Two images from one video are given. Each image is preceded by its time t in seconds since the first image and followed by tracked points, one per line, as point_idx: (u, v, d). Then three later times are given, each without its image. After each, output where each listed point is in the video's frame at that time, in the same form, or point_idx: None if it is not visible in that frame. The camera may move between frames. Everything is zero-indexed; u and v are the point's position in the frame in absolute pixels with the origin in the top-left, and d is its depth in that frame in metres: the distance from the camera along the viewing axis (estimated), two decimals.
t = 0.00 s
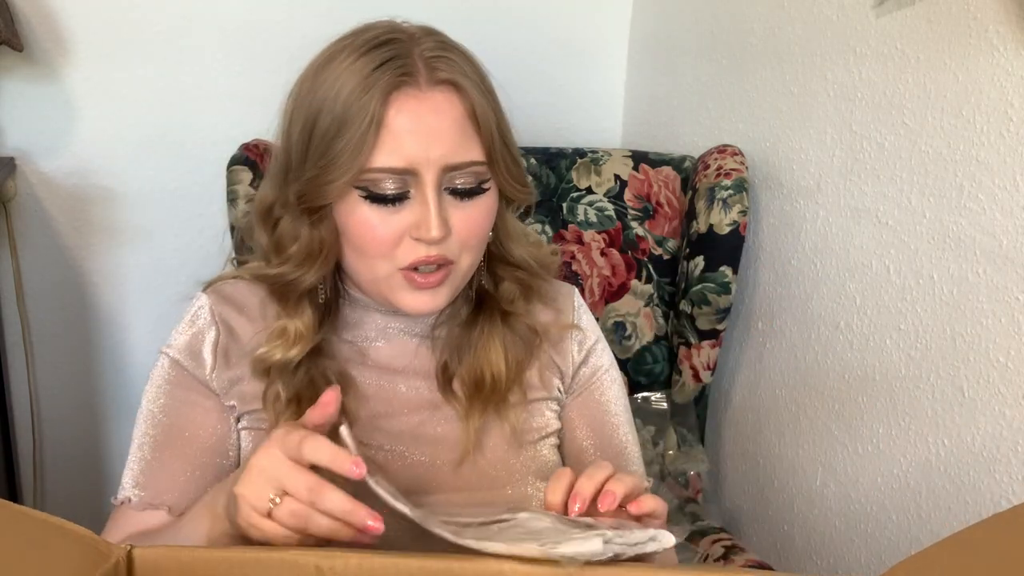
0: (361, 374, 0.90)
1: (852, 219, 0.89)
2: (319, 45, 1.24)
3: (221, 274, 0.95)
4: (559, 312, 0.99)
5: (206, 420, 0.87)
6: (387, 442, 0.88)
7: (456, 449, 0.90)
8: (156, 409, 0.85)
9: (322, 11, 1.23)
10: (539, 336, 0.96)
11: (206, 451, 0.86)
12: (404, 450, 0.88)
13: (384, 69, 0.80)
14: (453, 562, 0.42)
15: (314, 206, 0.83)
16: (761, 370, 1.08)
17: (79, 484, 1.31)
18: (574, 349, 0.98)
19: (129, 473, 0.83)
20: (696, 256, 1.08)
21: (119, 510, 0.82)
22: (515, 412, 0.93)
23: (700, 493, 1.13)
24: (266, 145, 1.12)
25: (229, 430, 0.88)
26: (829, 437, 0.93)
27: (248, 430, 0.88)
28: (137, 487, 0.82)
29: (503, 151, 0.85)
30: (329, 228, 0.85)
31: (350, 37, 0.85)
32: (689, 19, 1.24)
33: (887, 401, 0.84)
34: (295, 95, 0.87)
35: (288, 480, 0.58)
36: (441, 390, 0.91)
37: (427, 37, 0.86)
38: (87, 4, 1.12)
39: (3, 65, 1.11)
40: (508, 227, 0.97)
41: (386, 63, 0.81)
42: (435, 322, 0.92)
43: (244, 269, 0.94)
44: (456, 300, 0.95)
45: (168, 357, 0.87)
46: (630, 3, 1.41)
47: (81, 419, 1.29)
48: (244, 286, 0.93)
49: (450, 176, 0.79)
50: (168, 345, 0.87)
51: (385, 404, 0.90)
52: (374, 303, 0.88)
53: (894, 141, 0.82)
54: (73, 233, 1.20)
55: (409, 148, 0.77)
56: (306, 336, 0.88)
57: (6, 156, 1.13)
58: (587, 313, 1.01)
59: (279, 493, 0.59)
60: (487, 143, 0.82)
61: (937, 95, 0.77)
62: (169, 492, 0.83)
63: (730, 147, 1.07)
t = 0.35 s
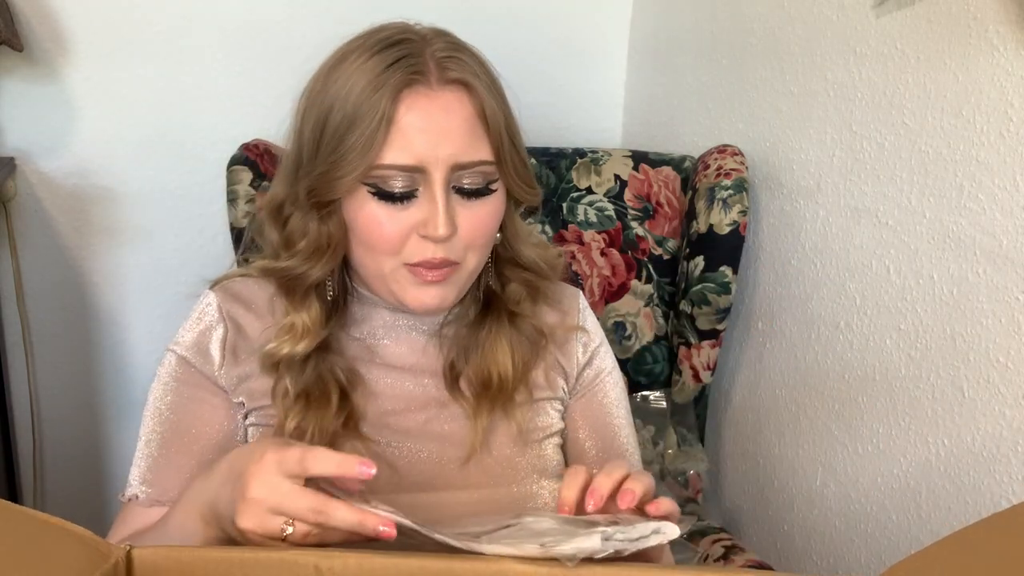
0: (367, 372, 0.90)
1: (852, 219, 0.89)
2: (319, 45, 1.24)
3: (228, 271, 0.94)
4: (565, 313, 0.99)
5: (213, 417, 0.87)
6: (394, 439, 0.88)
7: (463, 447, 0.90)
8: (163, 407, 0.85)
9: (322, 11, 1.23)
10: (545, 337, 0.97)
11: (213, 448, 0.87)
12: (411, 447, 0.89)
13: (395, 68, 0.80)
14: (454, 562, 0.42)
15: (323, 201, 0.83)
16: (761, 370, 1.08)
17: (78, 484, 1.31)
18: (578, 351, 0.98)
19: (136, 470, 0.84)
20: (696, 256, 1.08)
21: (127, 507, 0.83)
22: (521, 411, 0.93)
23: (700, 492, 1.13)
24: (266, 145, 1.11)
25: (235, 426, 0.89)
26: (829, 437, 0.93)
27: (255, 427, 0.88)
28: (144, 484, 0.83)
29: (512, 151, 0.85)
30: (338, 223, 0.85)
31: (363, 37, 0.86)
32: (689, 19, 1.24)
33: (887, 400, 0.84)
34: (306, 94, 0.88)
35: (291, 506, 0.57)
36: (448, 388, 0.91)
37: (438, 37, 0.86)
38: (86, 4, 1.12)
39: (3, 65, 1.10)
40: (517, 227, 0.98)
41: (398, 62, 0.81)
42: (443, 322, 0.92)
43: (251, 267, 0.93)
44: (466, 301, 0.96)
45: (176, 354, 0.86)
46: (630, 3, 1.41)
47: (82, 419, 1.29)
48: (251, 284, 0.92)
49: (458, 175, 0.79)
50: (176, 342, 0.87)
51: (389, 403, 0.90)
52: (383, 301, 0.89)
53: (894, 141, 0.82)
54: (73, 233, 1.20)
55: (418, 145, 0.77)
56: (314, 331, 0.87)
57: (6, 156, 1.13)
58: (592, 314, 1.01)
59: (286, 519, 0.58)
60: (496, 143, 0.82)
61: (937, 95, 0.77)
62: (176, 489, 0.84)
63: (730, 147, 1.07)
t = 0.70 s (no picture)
0: (367, 374, 0.90)
1: (852, 219, 0.89)
2: (319, 45, 1.24)
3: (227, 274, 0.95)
4: (565, 316, 0.99)
5: (211, 420, 0.87)
6: (393, 442, 0.88)
7: (462, 449, 0.90)
8: (162, 410, 0.85)
9: (322, 11, 1.23)
10: (545, 340, 0.96)
11: (211, 452, 0.87)
12: (410, 451, 0.88)
13: (388, 65, 0.80)
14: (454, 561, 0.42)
15: (318, 200, 0.84)
16: (761, 370, 1.08)
17: (79, 484, 1.31)
18: (579, 354, 0.97)
19: (134, 474, 0.84)
20: (696, 256, 1.08)
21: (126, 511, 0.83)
22: (520, 414, 0.93)
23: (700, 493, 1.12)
24: (266, 145, 1.11)
25: (233, 429, 0.89)
26: (829, 437, 0.93)
27: (254, 429, 0.89)
28: (143, 488, 0.83)
29: (507, 148, 0.85)
30: (334, 221, 0.85)
31: (358, 37, 0.86)
32: (689, 19, 1.24)
33: (887, 400, 0.84)
34: (303, 94, 0.88)
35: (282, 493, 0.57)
36: (447, 392, 0.91)
37: (433, 36, 0.86)
38: (87, 4, 1.12)
39: (3, 65, 1.10)
40: (515, 227, 0.97)
41: (390, 59, 0.81)
42: (442, 323, 0.92)
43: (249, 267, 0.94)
44: (465, 302, 0.95)
45: (173, 357, 0.87)
46: (630, 3, 1.41)
47: (82, 419, 1.29)
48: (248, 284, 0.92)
49: (453, 168, 0.79)
50: (173, 345, 0.87)
51: (387, 404, 0.89)
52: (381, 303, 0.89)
53: (894, 141, 0.82)
54: (73, 233, 1.20)
55: (412, 142, 0.77)
56: (311, 331, 0.88)
57: (6, 156, 1.13)
58: (593, 318, 1.01)
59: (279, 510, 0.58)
60: (490, 137, 0.82)
61: (937, 95, 0.77)
62: (176, 493, 0.84)
63: (730, 147, 1.07)
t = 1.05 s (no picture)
0: (367, 377, 0.90)
1: (852, 219, 0.89)
2: (319, 46, 1.24)
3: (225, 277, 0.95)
4: (565, 319, 0.99)
5: (207, 426, 0.87)
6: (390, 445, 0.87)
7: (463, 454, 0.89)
8: (157, 416, 0.85)
9: (322, 11, 1.23)
10: (545, 343, 0.96)
11: (207, 457, 0.87)
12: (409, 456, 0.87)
13: (373, 59, 0.80)
14: (454, 561, 0.42)
15: (306, 194, 0.84)
16: (761, 371, 1.08)
17: (79, 484, 1.31)
18: (580, 357, 0.98)
19: (131, 480, 0.84)
20: (696, 256, 1.08)
21: (122, 518, 0.83)
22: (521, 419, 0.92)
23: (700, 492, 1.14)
24: (266, 145, 1.12)
25: (229, 434, 0.89)
26: (829, 437, 0.93)
27: (250, 434, 0.89)
28: (140, 496, 0.83)
29: (496, 140, 0.85)
30: (323, 216, 0.86)
31: (348, 34, 0.86)
32: (689, 19, 1.24)
33: (887, 400, 0.84)
34: (295, 94, 0.88)
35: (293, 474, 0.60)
36: (447, 395, 0.91)
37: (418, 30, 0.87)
38: (87, 3, 1.12)
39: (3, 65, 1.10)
40: (511, 228, 0.97)
41: (376, 53, 0.81)
42: (441, 325, 0.92)
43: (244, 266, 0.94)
44: (463, 304, 0.95)
45: (169, 362, 0.86)
46: (630, 3, 1.41)
47: (82, 419, 1.29)
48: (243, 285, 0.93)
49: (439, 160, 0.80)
50: (169, 350, 0.87)
51: (387, 406, 0.89)
52: (379, 304, 0.89)
53: (894, 141, 0.82)
54: (73, 233, 1.20)
55: (397, 134, 0.78)
56: (305, 326, 0.88)
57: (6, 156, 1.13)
58: (593, 321, 1.01)
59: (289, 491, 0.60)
60: (477, 128, 0.82)
61: (937, 95, 0.77)
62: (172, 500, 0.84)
63: (730, 147, 1.07)
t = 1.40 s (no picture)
0: (366, 378, 0.90)
1: (852, 219, 0.89)
2: (320, 45, 1.24)
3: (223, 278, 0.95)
4: (564, 321, 0.99)
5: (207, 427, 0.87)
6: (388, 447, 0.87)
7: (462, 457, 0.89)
8: (157, 416, 0.85)
9: (322, 11, 1.23)
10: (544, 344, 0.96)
11: (207, 458, 0.87)
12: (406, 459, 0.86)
13: (369, 58, 0.81)
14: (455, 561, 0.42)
15: (303, 193, 0.84)
16: (762, 370, 1.08)
17: (79, 484, 1.31)
18: (579, 359, 0.98)
19: (129, 480, 0.84)
20: (696, 256, 1.08)
21: (121, 518, 0.83)
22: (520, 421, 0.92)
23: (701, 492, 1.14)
24: (266, 145, 1.12)
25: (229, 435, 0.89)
26: (829, 437, 0.93)
27: (249, 436, 0.89)
28: (139, 495, 0.83)
29: (493, 138, 0.85)
30: (320, 216, 0.86)
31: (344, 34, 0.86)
32: (689, 19, 1.24)
33: (887, 400, 0.84)
34: (292, 94, 0.89)
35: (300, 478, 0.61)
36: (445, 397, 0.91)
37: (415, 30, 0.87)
38: (87, 3, 1.12)
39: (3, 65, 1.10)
40: (509, 228, 0.98)
41: (372, 52, 0.81)
42: (439, 327, 0.93)
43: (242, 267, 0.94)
44: (462, 305, 0.95)
45: (168, 362, 0.86)
46: (630, 3, 1.41)
47: (83, 419, 1.29)
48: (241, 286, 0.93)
49: (435, 160, 0.80)
50: (169, 350, 0.87)
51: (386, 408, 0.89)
52: (377, 305, 0.89)
53: (894, 141, 0.82)
54: (73, 233, 1.20)
55: (393, 133, 0.78)
56: (301, 327, 0.88)
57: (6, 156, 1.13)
58: (592, 323, 1.01)
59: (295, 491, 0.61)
60: (474, 127, 0.82)
61: (937, 95, 0.77)
62: (170, 500, 0.84)
63: (730, 147, 1.07)
